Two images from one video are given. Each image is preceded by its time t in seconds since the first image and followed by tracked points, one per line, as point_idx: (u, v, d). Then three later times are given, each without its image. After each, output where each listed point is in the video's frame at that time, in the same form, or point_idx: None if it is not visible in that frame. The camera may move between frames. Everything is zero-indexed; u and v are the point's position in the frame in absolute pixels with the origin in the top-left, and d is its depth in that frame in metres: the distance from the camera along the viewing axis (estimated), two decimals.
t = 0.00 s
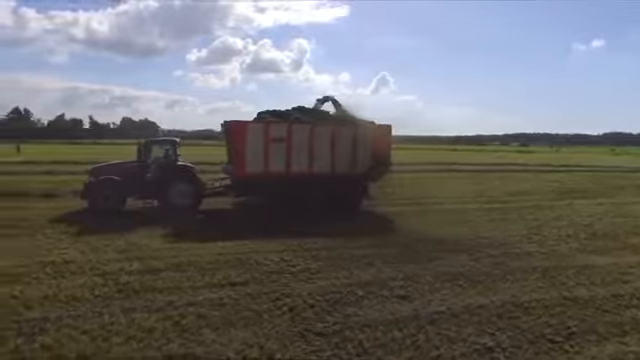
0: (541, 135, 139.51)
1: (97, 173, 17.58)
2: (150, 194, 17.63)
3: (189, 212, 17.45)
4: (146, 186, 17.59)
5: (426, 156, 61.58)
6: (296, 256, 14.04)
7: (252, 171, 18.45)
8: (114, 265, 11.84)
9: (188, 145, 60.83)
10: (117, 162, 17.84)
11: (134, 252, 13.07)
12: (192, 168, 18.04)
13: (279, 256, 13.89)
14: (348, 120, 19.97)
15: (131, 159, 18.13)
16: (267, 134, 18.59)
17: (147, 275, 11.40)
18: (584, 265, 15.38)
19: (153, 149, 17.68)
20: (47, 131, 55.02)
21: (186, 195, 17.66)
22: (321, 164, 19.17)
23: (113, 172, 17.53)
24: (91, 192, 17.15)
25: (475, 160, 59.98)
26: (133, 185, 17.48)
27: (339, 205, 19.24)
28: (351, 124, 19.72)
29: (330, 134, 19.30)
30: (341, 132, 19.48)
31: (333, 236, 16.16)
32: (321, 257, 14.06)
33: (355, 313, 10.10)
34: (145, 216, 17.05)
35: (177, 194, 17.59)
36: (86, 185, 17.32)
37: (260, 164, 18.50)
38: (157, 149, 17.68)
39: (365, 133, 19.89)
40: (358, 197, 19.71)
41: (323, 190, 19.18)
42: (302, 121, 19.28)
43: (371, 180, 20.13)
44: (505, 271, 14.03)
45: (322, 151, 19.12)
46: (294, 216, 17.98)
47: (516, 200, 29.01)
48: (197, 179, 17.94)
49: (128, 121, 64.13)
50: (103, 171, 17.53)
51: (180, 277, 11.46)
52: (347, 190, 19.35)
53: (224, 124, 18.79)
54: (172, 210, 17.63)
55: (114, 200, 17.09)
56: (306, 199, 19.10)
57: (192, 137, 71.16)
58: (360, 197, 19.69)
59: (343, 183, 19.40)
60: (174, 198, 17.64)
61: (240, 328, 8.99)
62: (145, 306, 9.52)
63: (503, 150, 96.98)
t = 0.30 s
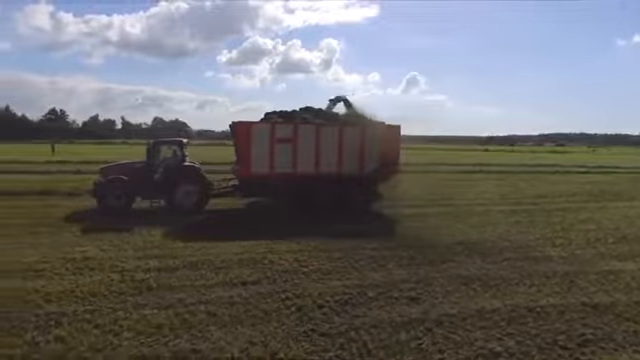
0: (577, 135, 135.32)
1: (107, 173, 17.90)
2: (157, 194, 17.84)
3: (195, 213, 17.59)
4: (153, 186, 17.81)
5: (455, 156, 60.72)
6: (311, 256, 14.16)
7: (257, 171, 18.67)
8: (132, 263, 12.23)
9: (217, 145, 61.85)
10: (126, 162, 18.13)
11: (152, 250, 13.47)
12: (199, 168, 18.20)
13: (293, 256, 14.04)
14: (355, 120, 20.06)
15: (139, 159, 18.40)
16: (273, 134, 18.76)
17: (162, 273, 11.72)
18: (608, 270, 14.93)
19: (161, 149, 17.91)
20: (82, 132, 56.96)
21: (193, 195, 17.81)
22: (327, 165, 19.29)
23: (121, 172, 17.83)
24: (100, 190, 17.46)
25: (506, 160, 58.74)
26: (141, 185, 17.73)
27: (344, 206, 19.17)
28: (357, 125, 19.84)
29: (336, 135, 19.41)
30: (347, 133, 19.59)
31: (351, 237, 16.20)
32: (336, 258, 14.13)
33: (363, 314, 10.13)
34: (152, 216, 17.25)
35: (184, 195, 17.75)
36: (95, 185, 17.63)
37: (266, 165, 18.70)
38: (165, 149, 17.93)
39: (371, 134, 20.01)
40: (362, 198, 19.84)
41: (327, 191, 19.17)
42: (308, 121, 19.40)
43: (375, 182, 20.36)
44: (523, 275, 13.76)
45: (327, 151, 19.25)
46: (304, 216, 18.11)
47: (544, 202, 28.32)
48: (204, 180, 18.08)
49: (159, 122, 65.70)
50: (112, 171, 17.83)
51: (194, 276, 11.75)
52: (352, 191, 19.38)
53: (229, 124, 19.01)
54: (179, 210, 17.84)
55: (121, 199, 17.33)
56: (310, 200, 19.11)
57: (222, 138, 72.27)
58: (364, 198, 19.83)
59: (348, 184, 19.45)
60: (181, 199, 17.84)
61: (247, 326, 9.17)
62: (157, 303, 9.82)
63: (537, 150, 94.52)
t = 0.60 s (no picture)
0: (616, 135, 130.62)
1: (115, 171, 18.15)
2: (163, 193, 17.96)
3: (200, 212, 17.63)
4: (159, 186, 17.94)
5: (485, 156, 59.56)
6: (326, 255, 14.21)
7: (262, 171, 18.96)
8: (150, 260, 12.55)
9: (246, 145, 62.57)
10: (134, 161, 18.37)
11: (171, 248, 13.81)
12: (205, 168, 18.25)
13: (308, 255, 14.12)
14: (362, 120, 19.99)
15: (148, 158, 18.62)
16: (277, 135, 19.02)
17: (178, 270, 11.99)
18: (634, 276, 14.40)
19: (168, 148, 18.08)
20: (116, 132, 58.67)
21: (198, 195, 17.82)
22: (333, 165, 19.39)
23: (129, 170, 18.05)
24: (108, 188, 17.74)
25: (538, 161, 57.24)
26: (147, 184, 17.89)
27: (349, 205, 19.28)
28: (364, 124, 19.70)
29: (342, 135, 19.42)
30: (353, 132, 19.53)
31: (368, 237, 16.15)
32: (351, 258, 14.13)
33: (372, 314, 10.11)
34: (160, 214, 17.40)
35: (189, 195, 17.79)
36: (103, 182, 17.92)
37: (271, 165, 18.99)
38: (172, 148, 18.09)
39: (379, 133, 19.80)
40: (368, 198, 19.62)
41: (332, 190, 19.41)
42: (314, 121, 19.50)
43: (384, 182, 20.18)
44: (542, 278, 13.42)
45: (333, 152, 19.33)
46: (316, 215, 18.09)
47: (575, 204, 27.49)
48: (210, 180, 18.10)
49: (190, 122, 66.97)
50: (121, 169, 18.08)
51: (208, 273, 11.99)
52: (357, 191, 19.50)
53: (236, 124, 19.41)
54: (184, 209, 17.84)
55: (128, 198, 17.58)
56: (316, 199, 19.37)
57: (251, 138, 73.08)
58: (370, 198, 19.62)
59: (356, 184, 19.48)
60: (186, 198, 17.85)
61: (255, 324, 9.28)
62: (170, 299, 10.07)
63: (573, 151, 91.66)
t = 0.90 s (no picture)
0: None
1: (123, 171, 18.43)
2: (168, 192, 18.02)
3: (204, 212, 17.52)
4: (164, 185, 18.01)
5: (517, 157, 58.21)
6: (341, 255, 14.23)
7: (266, 171, 18.96)
8: (167, 258, 12.86)
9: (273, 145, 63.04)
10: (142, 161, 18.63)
11: (189, 246, 14.11)
12: (210, 168, 18.19)
13: (323, 255, 14.17)
14: (369, 120, 19.68)
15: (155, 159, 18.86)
16: (282, 134, 18.95)
17: (193, 268, 12.24)
18: None
19: (173, 148, 18.24)
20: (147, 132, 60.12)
21: (202, 194, 17.76)
22: (339, 165, 19.11)
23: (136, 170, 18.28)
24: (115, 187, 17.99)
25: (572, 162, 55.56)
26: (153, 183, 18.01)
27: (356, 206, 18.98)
28: (370, 123, 19.33)
29: (347, 134, 19.11)
30: (359, 132, 19.19)
31: (386, 238, 16.05)
32: (366, 258, 14.10)
33: (381, 315, 10.07)
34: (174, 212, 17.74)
35: (193, 194, 17.75)
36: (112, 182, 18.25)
37: (275, 165, 18.96)
38: (177, 148, 18.23)
39: (386, 133, 19.36)
40: (376, 199, 19.15)
41: (338, 191, 19.15)
42: (319, 120, 19.32)
43: (394, 182, 19.57)
44: (563, 282, 13.05)
45: (338, 151, 19.06)
46: (326, 216, 18.13)
47: (607, 207, 26.57)
48: (214, 179, 18.02)
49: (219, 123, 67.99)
50: (128, 169, 18.34)
51: (223, 271, 12.19)
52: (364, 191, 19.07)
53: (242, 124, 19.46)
54: (189, 209, 17.70)
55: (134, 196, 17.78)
56: (323, 200, 19.22)
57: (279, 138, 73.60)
58: (378, 199, 19.17)
59: (367, 183, 19.15)
60: (191, 197, 17.76)
61: (264, 323, 9.39)
62: (183, 296, 10.30)
63: (610, 151, 88.45)
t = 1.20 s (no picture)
0: None
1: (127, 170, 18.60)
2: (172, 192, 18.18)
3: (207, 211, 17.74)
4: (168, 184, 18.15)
5: (545, 158, 56.88)
6: (352, 256, 14.22)
7: (266, 171, 18.92)
8: (180, 256, 13.11)
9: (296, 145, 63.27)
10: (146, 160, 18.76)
11: (203, 245, 14.35)
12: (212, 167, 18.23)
13: (335, 255, 14.18)
14: (371, 119, 19.45)
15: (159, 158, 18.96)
16: (282, 134, 18.87)
17: (205, 267, 12.46)
18: None
19: (175, 148, 18.24)
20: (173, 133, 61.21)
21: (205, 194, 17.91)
22: (340, 165, 18.99)
23: (140, 169, 18.44)
24: (120, 187, 18.25)
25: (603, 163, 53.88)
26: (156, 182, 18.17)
27: (356, 207, 19.03)
28: (372, 123, 19.14)
29: (349, 135, 18.97)
30: (360, 132, 19.03)
31: (399, 239, 15.95)
32: (378, 259, 14.04)
33: (388, 317, 10.04)
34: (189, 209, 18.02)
35: (196, 193, 17.90)
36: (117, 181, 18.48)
37: (276, 165, 18.91)
38: (179, 148, 18.23)
39: (388, 133, 19.16)
40: (377, 199, 19.13)
41: (339, 191, 19.05)
42: (321, 120, 19.13)
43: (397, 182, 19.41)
44: (579, 287, 12.71)
45: (339, 151, 18.93)
46: (336, 216, 18.08)
47: (636, 209, 25.69)
48: (217, 179, 18.09)
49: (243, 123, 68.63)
50: (132, 168, 18.52)
51: (234, 271, 12.35)
52: (364, 192, 19.05)
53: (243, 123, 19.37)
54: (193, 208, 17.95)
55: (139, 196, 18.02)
56: (323, 200, 19.20)
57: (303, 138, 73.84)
58: (377, 200, 19.11)
59: (374, 184, 19.04)
60: (195, 197, 17.95)
61: (270, 321, 9.48)
62: (193, 294, 10.50)
63: None
